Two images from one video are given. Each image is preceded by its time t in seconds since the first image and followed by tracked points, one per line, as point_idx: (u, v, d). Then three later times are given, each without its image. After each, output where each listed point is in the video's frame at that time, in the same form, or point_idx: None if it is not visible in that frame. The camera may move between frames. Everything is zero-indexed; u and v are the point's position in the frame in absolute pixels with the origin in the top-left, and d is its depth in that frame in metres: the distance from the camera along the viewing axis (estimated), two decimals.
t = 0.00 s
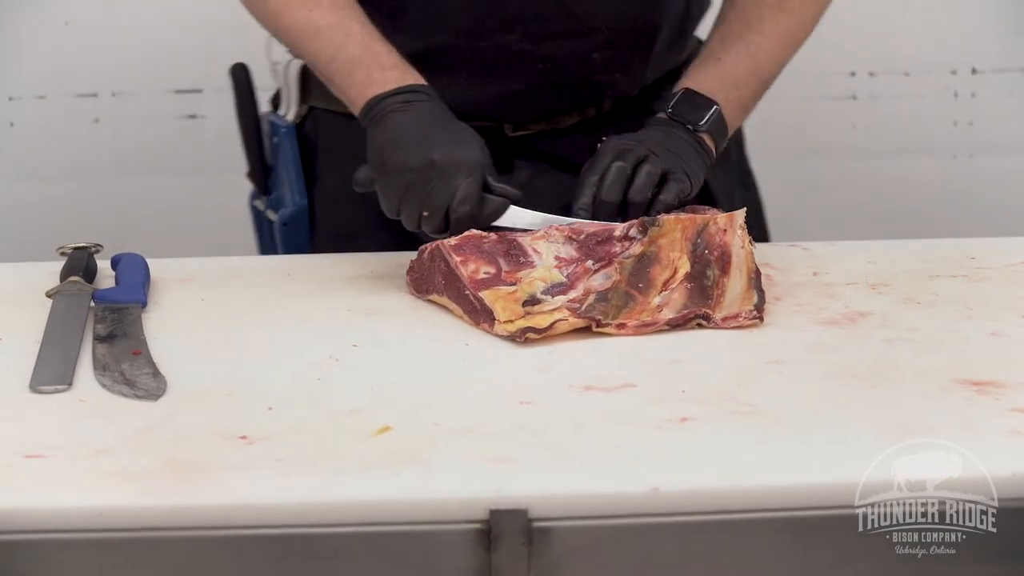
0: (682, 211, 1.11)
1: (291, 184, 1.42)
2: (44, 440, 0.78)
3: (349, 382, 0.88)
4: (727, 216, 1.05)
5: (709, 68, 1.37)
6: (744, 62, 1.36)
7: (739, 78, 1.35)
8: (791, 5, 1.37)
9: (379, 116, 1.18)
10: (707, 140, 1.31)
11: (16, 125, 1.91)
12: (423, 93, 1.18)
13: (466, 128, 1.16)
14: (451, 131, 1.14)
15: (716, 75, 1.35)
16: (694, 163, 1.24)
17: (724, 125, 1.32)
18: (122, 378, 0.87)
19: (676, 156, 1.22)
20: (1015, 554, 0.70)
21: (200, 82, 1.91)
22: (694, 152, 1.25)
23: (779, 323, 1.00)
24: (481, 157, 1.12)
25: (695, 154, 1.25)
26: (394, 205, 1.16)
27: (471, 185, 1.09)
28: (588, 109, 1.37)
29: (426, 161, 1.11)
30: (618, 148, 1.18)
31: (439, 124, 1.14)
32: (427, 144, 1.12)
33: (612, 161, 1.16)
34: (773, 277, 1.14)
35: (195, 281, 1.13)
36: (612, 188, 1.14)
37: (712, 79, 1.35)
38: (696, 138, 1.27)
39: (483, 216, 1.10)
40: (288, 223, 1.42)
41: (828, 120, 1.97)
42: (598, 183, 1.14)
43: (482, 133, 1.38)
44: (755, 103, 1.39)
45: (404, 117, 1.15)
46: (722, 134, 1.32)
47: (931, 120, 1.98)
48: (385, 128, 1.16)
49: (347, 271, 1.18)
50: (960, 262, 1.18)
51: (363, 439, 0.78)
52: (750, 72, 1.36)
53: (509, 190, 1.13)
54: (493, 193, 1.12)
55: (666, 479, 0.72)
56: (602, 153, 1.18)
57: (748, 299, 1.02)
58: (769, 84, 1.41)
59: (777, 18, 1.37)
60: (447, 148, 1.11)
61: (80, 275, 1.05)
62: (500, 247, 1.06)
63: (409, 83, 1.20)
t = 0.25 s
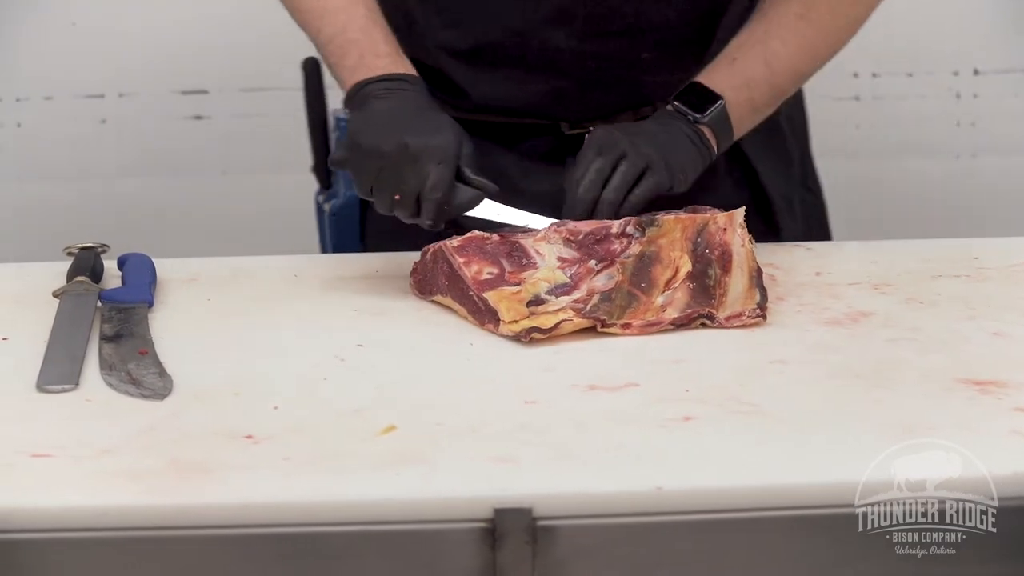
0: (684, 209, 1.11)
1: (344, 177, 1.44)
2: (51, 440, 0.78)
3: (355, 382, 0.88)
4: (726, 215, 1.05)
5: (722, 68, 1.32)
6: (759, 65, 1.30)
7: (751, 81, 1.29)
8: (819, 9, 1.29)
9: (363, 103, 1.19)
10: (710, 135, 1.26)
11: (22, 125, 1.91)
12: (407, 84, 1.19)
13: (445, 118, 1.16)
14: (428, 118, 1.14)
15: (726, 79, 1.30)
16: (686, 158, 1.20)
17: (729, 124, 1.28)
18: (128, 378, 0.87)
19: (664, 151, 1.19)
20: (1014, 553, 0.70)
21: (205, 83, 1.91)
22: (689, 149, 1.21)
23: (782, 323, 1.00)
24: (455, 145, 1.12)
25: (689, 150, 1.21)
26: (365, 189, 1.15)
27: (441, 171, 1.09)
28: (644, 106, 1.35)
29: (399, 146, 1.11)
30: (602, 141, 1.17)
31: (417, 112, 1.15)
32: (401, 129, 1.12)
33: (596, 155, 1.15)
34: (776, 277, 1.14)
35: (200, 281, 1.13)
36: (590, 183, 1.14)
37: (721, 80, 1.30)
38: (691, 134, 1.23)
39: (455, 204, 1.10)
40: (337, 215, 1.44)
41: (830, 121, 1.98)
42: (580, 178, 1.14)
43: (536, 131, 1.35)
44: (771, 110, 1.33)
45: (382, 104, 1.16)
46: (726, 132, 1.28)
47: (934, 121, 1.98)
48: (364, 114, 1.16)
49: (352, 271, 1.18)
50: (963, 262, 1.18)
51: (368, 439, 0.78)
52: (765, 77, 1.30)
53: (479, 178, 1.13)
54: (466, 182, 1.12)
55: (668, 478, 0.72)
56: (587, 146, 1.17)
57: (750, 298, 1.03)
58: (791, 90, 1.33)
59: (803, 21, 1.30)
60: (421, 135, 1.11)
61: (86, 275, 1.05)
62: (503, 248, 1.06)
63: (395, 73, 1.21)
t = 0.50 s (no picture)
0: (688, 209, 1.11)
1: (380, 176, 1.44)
2: (58, 439, 0.78)
3: (359, 383, 0.88)
4: (730, 216, 1.05)
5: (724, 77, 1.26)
6: (761, 74, 1.25)
7: (752, 90, 1.24)
8: (826, 18, 1.24)
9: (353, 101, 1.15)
10: (707, 144, 1.23)
11: (26, 125, 1.91)
12: (399, 84, 1.16)
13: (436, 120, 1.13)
14: (414, 118, 1.10)
15: (725, 86, 1.25)
16: (678, 165, 1.17)
17: (728, 133, 1.24)
18: (132, 378, 0.87)
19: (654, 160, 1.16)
20: (1016, 553, 0.70)
21: (208, 83, 1.91)
22: (682, 157, 1.18)
23: (787, 323, 1.00)
24: (438, 146, 1.08)
25: (683, 157, 1.18)
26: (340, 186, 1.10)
27: (418, 171, 1.05)
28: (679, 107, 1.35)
29: (378, 142, 1.06)
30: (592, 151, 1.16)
31: (404, 112, 1.11)
32: (384, 126, 1.08)
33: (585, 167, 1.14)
34: (781, 277, 1.15)
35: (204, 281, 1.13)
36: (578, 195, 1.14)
37: (721, 89, 1.25)
38: (684, 142, 1.20)
39: (429, 205, 1.07)
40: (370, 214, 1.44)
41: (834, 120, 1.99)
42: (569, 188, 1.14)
43: (574, 132, 1.35)
44: (772, 120, 1.28)
45: (371, 102, 1.13)
46: (725, 141, 1.24)
47: (937, 121, 1.98)
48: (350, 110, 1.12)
49: (356, 271, 1.18)
50: (966, 262, 1.18)
51: (372, 438, 0.78)
52: (767, 86, 1.25)
53: (460, 182, 1.09)
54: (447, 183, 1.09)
55: (672, 478, 0.72)
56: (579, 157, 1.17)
57: (755, 298, 1.02)
58: (794, 100, 1.28)
59: (810, 30, 1.24)
60: (402, 132, 1.07)
61: (91, 275, 1.05)
62: (509, 249, 1.07)
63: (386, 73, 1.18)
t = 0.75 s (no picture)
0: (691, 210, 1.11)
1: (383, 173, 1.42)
2: (60, 438, 0.78)
3: (360, 382, 0.88)
4: (733, 217, 1.05)
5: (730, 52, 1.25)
6: (767, 53, 1.23)
7: (757, 67, 1.23)
8: (841, 3, 1.22)
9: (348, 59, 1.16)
10: (703, 114, 1.22)
11: (27, 125, 1.91)
12: (393, 40, 1.14)
13: (423, 78, 1.11)
14: (401, 79, 1.09)
15: (728, 61, 1.24)
16: (667, 136, 1.18)
17: (728, 108, 1.23)
18: (134, 378, 0.87)
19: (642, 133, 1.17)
20: (1016, 553, 0.71)
21: (210, 83, 1.91)
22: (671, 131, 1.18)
23: (788, 323, 1.00)
24: (417, 107, 1.07)
25: (672, 129, 1.18)
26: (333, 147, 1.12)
27: (398, 137, 1.05)
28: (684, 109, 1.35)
29: (359, 109, 1.06)
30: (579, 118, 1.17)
31: (391, 70, 1.10)
32: (367, 90, 1.08)
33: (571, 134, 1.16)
34: (782, 277, 1.15)
35: (205, 281, 1.13)
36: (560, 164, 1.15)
37: (726, 63, 1.24)
38: (674, 116, 1.19)
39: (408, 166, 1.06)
40: (374, 211, 1.43)
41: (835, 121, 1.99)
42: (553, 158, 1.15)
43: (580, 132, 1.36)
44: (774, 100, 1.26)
45: (362, 61, 1.12)
46: (721, 115, 1.23)
47: (937, 121, 1.98)
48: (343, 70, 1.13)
49: (357, 271, 1.18)
50: (967, 262, 1.18)
51: (373, 438, 0.78)
52: (771, 65, 1.23)
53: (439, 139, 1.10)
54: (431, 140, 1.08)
55: (673, 478, 0.72)
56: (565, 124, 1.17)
57: (757, 298, 1.02)
58: (798, 82, 1.26)
59: (821, 12, 1.23)
60: (382, 97, 1.06)
61: (92, 275, 1.05)
62: (509, 248, 1.06)
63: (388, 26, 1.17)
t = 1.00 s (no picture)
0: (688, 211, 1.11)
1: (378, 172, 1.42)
2: (59, 438, 0.78)
3: (358, 383, 0.88)
4: (732, 217, 1.05)
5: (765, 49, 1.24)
6: (803, 49, 1.23)
7: (794, 63, 1.22)
8: None
9: (396, 93, 1.15)
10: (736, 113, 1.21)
11: (25, 125, 1.91)
12: (438, 72, 1.14)
13: (487, 114, 1.12)
14: (468, 116, 1.10)
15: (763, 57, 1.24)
16: (694, 132, 1.15)
17: (762, 107, 1.22)
18: (132, 378, 0.87)
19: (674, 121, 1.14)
20: (1017, 553, 0.70)
21: (208, 83, 1.90)
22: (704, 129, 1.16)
23: (787, 323, 1.00)
24: (495, 145, 1.08)
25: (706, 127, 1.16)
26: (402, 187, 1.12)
27: (484, 174, 1.05)
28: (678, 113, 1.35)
29: (440, 152, 1.07)
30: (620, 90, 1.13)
31: (458, 108, 1.10)
32: (444, 130, 1.08)
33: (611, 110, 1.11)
34: (780, 277, 1.15)
35: (204, 281, 1.13)
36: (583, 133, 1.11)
37: (764, 59, 1.23)
38: (710, 113, 1.18)
39: (495, 204, 1.05)
40: (369, 210, 1.44)
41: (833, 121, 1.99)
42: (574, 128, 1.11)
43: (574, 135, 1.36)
44: (808, 97, 1.26)
45: (417, 98, 1.12)
46: (758, 115, 1.22)
47: (935, 122, 1.98)
48: (397, 106, 1.13)
49: (355, 271, 1.18)
50: (966, 262, 1.18)
51: (372, 438, 0.78)
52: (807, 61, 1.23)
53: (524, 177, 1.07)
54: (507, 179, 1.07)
55: (673, 478, 0.72)
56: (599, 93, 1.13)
57: (756, 298, 1.02)
58: (831, 78, 1.26)
59: (854, 7, 1.23)
60: (461, 137, 1.07)
61: (91, 275, 1.05)
62: (509, 248, 1.08)
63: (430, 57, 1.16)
